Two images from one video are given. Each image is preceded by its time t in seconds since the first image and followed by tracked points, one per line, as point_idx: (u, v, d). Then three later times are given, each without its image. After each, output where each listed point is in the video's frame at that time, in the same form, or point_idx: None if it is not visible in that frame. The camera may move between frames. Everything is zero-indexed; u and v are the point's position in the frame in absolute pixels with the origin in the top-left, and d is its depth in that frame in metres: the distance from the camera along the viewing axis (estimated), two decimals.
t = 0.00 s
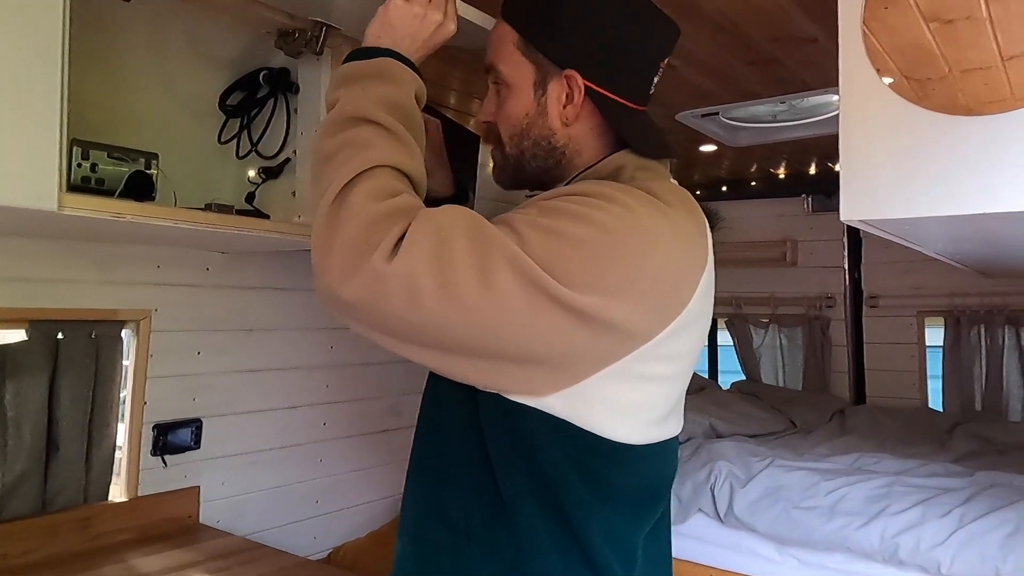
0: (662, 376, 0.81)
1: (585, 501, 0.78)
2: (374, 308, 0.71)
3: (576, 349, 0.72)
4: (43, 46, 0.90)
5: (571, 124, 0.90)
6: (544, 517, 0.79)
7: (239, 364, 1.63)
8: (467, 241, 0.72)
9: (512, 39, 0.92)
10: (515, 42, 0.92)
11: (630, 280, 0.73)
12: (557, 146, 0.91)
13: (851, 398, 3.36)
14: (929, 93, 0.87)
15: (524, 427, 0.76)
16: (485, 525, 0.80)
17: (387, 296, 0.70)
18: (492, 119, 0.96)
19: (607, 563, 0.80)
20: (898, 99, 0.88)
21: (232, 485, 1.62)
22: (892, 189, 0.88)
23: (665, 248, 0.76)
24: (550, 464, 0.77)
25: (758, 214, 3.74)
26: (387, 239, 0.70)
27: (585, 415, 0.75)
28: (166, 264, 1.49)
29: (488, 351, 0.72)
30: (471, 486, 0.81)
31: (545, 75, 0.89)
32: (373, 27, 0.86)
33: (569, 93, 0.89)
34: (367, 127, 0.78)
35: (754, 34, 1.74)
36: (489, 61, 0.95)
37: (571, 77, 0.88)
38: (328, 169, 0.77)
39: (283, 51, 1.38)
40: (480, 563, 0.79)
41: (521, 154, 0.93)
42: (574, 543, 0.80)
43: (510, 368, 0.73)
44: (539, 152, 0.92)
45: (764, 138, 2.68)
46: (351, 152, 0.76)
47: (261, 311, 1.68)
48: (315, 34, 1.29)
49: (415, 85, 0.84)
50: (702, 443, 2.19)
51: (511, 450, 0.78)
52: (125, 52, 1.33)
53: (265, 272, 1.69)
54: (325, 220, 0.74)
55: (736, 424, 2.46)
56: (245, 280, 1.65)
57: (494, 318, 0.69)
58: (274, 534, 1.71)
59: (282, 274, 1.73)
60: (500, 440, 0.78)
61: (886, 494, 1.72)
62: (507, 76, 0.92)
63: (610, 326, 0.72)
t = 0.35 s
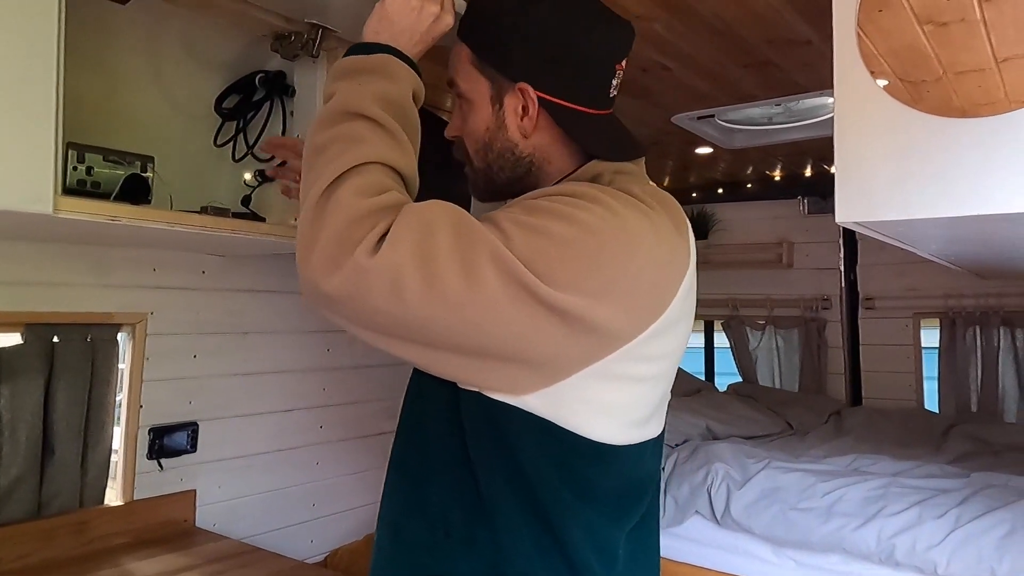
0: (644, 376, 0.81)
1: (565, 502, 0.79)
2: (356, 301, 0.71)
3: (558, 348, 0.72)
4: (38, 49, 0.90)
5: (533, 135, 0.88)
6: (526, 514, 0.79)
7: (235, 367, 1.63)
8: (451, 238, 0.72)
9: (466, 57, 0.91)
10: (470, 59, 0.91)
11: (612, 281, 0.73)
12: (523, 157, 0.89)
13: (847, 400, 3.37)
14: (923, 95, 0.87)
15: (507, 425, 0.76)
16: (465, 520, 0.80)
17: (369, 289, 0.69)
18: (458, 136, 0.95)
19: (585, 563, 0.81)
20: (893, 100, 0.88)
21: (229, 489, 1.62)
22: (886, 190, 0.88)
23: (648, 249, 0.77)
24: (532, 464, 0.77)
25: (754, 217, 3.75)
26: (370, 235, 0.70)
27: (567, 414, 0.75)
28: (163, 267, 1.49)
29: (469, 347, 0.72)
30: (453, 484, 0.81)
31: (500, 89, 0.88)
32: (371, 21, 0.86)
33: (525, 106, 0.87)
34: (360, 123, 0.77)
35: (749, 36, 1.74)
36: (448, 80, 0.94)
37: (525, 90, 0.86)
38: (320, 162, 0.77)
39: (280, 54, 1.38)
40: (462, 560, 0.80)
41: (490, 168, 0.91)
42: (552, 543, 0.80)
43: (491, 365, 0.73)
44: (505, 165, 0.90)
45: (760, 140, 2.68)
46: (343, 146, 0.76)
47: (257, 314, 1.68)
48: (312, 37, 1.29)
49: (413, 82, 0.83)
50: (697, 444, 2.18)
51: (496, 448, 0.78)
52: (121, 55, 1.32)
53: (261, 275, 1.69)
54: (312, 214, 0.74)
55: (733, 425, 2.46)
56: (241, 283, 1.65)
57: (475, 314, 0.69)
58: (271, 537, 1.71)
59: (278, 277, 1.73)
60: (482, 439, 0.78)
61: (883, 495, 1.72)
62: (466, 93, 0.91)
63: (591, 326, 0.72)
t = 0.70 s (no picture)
0: (644, 372, 0.81)
1: (561, 497, 0.79)
2: (356, 292, 0.70)
3: (557, 342, 0.72)
4: (34, 46, 0.89)
5: (537, 131, 0.88)
6: (524, 511, 0.79)
7: (232, 365, 1.62)
8: (452, 230, 0.71)
9: (476, 47, 0.90)
10: (479, 49, 0.90)
11: (612, 276, 0.73)
12: (526, 152, 0.89)
13: (844, 399, 3.38)
14: (921, 95, 0.87)
15: (505, 420, 0.76)
16: (463, 516, 0.80)
17: (371, 280, 0.69)
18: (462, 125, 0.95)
19: (582, 558, 0.81)
20: (892, 98, 0.88)
21: (226, 487, 1.62)
22: (883, 189, 0.88)
23: (647, 246, 0.77)
24: (530, 460, 0.77)
25: (751, 216, 3.76)
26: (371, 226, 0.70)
27: (565, 409, 0.75)
28: (160, 265, 1.49)
29: (470, 341, 0.71)
30: (450, 480, 0.81)
31: (507, 83, 0.88)
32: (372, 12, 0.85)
33: (532, 102, 0.87)
34: (360, 113, 0.77)
35: (747, 36, 1.74)
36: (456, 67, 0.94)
37: (533, 86, 0.86)
38: (320, 151, 0.76)
39: (278, 51, 1.37)
40: (459, 555, 0.79)
41: (492, 160, 0.92)
42: (550, 538, 0.81)
43: (490, 359, 0.73)
44: (508, 158, 0.91)
45: (758, 139, 2.69)
46: (344, 136, 0.75)
47: (255, 312, 1.68)
48: (309, 34, 1.29)
49: (413, 75, 0.83)
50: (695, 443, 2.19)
51: (494, 444, 0.78)
52: (117, 53, 1.32)
53: (259, 273, 1.69)
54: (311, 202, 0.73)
55: (731, 424, 2.46)
56: (239, 281, 1.64)
57: (474, 308, 0.69)
58: (269, 536, 1.71)
59: (276, 275, 1.73)
60: (480, 435, 0.78)
61: (880, 494, 1.73)
62: (473, 83, 0.91)
63: (591, 322, 0.72)
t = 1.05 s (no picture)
0: (638, 372, 0.81)
1: (554, 498, 0.79)
2: (350, 291, 0.71)
3: (550, 341, 0.72)
4: (35, 46, 0.89)
5: (528, 133, 0.88)
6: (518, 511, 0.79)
7: (232, 366, 1.62)
8: (446, 230, 0.72)
9: (461, 54, 0.91)
10: (464, 56, 0.91)
11: (606, 276, 0.73)
12: (518, 155, 0.89)
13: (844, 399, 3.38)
14: (923, 95, 0.86)
15: (499, 420, 0.76)
16: (457, 515, 0.80)
17: (364, 280, 0.69)
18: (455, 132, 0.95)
19: (576, 559, 0.81)
20: (893, 99, 0.88)
21: (227, 487, 1.62)
22: (885, 189, 0.88)
23: (642, 245, 0.76)
24: (524, 460, 0.77)
25: (751, 217, 3.76)
26: (366, 226, 0.70)
27: (558, 410, 0.75)
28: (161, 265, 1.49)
29: (463, 340, 0.72)
30: (445, 479, 0.81)
31: (495, 87, 0.88)
32: (371, 12, 0.86)
33: (520, 104, 0.87)
34: (357, 113, 0.77)
35: (748, 36, 1.74)
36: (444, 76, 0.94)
37: (520, 87, 0.86)
38: (316, 151, 0.76)
39: (279, 51, 1.37)
40: (454, 554, 0.79)
41: (486, 164, 0.92)
42: (544, 538, 0.80)
43: (483, 359, 0.73)
44: (501, 162, 0.91)
45: (759, 140, 2.69)
46: (341, 136, 0.76)
47: (255, 312, 1.68)
48: (310, 35, 1.29)
49: (412, 74, 0.83)
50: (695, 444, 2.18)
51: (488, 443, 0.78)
52: (118, 53, 1.32)
53: (260, 274, 1.69)
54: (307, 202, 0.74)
55: (731, 425, 2.46)
56: (239, 281, 1.64)
57: (468, 308, 0.69)
58: (270, 536, 1.71)
59: (276, 275, 1.73)
60: (474, 435, 0.78)
61: (880, 495, 1.72)
62: (462, 90, 0.91)
63: (585, 322, 0.72)
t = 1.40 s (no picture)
0: (627, 366, 0.81)
1: (545, 493, 0.78)
2: (340, 288, 0.70)
3: (540, 335, 0.72)
4: (34, 45, 0.89)
5: (519, 122, 0.87)
6: (510, 508, 0.79)
7: (231, 364, 1.62)
8: (435, 225, 0.71)
9: (462, 43, 0.91)
10: (465, 45, 0.90)
11: (596, 269, 0.73)
12: (508, 144, 0.88)
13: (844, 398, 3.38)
14: (922, 93, 0.87)
15: (490, 416, 0.76)
16: (450, 512, 0.80)
17: (354, 275, 0.69)
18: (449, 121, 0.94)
19: (569, 553, 0.81)
20: (892, 97, 0.88)
21: (227, 486, 1.62)
22: (885, 187, 0.88)
23: (632, 239, 0.77)
24: (515, 455, 0.77)
25: (751, 215, 3.76)
26: (357, 222, 0.70)
27: (547, 404, 0.75)
28: (160, 264, 1.49)
29: (453, 335, 0.72)
30: (438, 476, 0.81)
31: (491, 75, 0.87)
32: (370, 10, 0.85)
33: (513, 93, 0.86)
34: (350, 111, 0.77)
35: (748, 34, 1.74)
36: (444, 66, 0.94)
37: (514, 76, 0.85)
38: (309, 149, 0.76)
39: (278, 49, 1.37)
40: (448, 551, 0.79)
41: (475, 153, 0.90)
42: (537, 533, 0.80)
43: (474, 354, 0.73)
44: (490, 151, 0.89)
45: (758, 138, 2.68)
46: (335, 133, 0.76)
47: (255, 311, 1.67)
48: (310, 33, 1.29)
49: (408, 72, 0.83)
50: (696, 442, 2.18)
51: (480, 439, 0.78)
52: (116, 52, 1.32)
53: (259, 272, 1.69)
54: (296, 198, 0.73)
55: (731, 423, 2.46)
56: (238, 279, 1.64)
57: (458, 303, 0.69)
58: (270, 535, 1.71)
59: (275, 273, 1.73)
60: (464, 430, 0.78)
61: (880, 493, 1.72)
62: (459, 78, 0.91)
63: (575, 316, 0.72)
